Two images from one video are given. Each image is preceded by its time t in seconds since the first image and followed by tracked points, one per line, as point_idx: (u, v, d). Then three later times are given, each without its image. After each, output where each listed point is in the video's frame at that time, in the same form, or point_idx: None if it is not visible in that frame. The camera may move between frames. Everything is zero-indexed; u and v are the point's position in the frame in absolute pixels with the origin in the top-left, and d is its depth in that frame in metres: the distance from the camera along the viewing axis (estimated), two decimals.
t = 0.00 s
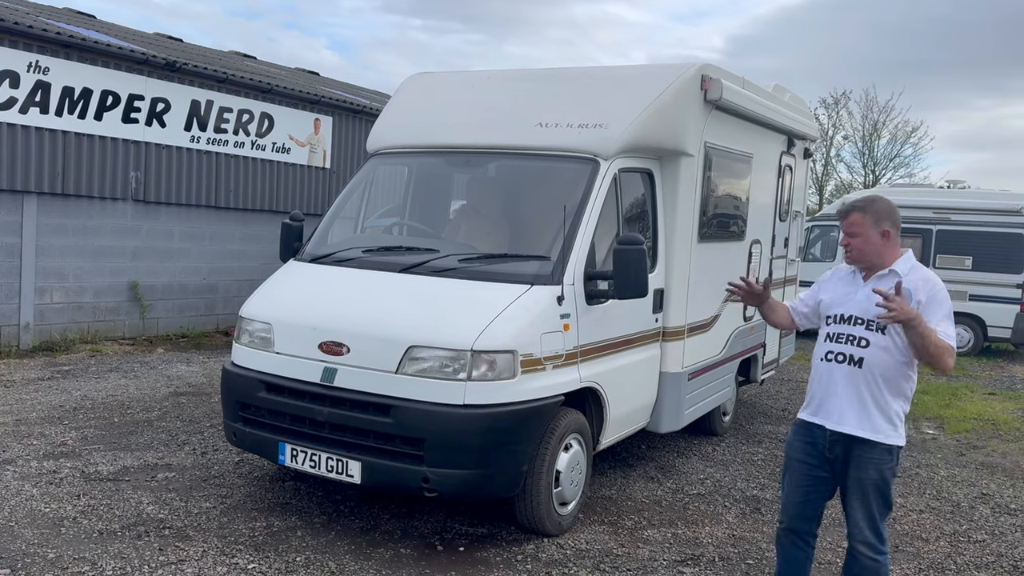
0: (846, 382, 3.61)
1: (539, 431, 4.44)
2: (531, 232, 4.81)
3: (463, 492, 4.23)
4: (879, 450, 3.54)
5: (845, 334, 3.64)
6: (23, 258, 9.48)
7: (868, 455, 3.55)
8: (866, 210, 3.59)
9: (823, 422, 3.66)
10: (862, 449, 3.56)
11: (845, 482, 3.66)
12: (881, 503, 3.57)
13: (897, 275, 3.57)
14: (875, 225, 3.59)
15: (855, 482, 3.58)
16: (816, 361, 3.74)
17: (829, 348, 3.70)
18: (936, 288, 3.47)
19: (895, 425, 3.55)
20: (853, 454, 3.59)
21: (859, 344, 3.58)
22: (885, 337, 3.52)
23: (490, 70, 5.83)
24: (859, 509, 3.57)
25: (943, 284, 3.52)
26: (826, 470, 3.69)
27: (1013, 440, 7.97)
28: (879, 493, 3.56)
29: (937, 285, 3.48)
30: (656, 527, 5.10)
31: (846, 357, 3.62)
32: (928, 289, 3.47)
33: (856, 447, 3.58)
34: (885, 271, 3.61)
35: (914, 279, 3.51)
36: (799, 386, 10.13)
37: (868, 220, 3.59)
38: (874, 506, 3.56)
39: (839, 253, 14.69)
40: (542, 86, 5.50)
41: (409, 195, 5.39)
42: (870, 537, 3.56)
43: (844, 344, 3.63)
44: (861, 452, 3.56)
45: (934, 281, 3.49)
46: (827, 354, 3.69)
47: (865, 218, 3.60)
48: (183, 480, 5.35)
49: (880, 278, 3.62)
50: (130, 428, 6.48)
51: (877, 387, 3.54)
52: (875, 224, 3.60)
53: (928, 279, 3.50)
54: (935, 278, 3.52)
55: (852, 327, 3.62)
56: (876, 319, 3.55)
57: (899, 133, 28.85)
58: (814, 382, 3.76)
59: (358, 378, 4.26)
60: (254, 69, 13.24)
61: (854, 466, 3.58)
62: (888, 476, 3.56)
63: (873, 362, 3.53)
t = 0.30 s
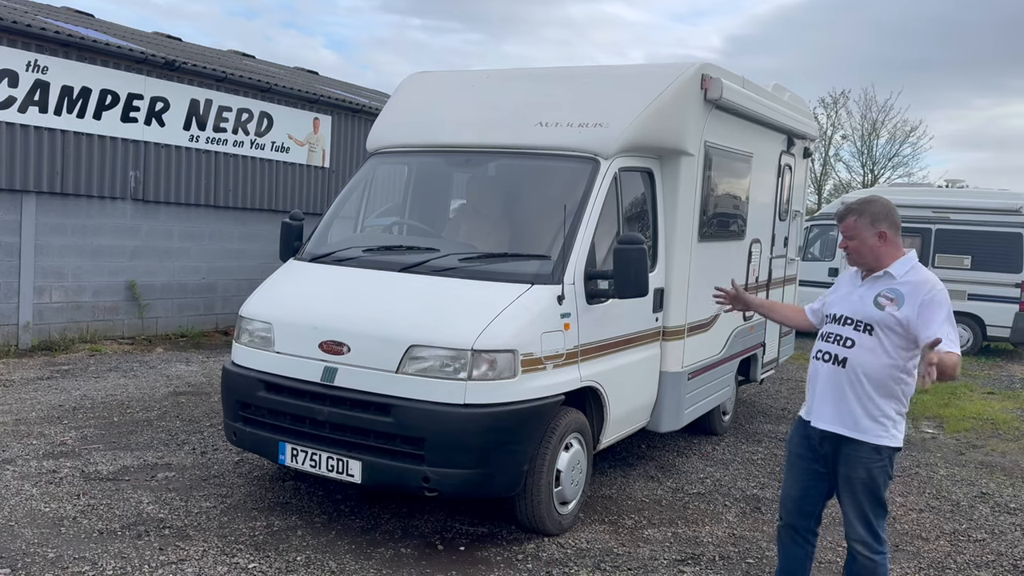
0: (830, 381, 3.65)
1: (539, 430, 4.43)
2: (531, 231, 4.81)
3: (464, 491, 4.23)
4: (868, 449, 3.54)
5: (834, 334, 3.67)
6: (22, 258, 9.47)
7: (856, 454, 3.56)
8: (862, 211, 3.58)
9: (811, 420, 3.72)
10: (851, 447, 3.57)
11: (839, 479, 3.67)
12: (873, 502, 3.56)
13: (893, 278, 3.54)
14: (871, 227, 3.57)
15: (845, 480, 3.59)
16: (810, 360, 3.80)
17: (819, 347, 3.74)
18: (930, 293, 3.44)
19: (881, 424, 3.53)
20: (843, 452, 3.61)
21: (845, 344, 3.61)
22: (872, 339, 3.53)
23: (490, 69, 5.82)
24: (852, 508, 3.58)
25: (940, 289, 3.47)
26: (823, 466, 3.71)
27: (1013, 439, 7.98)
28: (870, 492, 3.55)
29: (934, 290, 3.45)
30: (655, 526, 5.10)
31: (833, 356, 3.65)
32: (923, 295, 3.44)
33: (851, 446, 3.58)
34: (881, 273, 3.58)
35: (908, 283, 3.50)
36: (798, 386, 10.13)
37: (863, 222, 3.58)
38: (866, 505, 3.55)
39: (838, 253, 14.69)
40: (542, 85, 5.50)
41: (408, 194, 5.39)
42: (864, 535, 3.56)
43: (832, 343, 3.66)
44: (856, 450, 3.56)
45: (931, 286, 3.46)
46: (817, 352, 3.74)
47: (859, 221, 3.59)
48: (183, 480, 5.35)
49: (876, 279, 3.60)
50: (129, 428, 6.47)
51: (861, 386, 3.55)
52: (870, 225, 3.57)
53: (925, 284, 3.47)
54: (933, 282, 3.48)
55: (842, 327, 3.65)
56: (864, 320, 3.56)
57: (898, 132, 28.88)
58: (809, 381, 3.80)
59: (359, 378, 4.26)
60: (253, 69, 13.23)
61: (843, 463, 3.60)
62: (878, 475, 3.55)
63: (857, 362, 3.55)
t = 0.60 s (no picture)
0: (828, 381, 3.66)
1: (539, 429, 4.43)
2: (531, 230, 4.81)
3: (464, 490, 4.23)
4: (866, 447, 3.53)
5: (833, 334, 3.68)
6: (22, 257, 9.46)
7: (854, 452, 3.56)
8: (860, 212, 3.59)
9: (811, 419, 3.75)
10: (850, 446, 3.57)
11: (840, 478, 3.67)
12: (873, 501, 3.55)
13: (890, 278, 3.54)
14: (869, 227, 3.57)
15: (844, 479, 3.59)
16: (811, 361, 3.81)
17: (819, 347, 3.75)
18: (926, 293, 3.44)
19: (879, 424, 3.53)
20: (841, 450, 3.61)
21: (842, 345, 3.61)
22: (868, 339, 3.54)
23: (490, 68, 5.82)
24: (851, 507, 3.57)
25: (937, 290, 3.46)
26: (823, 465, 3.72)
27: (1013, 438, 7.98)
28: (869, 491, 3.54)
29: (929, 291, 3.44)
30: (656, 526, 5.10)
31: (831, 357, 3.66)
32: (917, 297, 3.44)
33: (850, 444, 3.58)
34: (879, 274, 3.59)
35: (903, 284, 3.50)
36: (798, 385, 10.13)
37: (861, 222, 3.59)
38: (866, 504, 3.55)
39: (837, 252, 14.69)
40: (542, 85, 5.50)
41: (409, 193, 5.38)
42: (864, 534, 3.55)
43: (830, 344, 3.67)
44: (856, 448, 3.55)
45: (927, 288, 3.45)
46: (816, 353, 3.75)
47: (856, 221, 3.60)
48: (183, 479, 5.35)
49: (875, 279, 3.61)
50: (129, 428, 6.47)
51: (858, 386, 3.55)
52: (868, 225, 3.58)
53: (921, 285, 3.46)
54: (930, 283, 3.47)
55: (840, 327, 3.66)
56: (861, 321, 3.57)
57: (897, 132, 28.89)
58: (810, 382, 3.81)
59: (359, 377, 4.26)
60: (253, 68, 13.23)
61: (843, 462, 3.60)
62: (877, 474, 3.54)
63: (854, 363, 3.56)
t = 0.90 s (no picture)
0: (829, 381, 3.67)
1: (539, 428, 4.43)
2: (531, 229, 4.81)
3: (464, 489, 4.23)
4: (868, 446, 3.53)
5: (832, 334, 3.69)
6: (22, 256, 9.46)
7: (856, 450, 3.56)
8: (857, 212, 3.59)
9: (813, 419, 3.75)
10: (852, 444, 3.57)
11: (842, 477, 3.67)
12: (875, 500, 3.55)
13: (887, 278, 3.55)
14: (866, 227, 3.58)
15: (846, 477, 3.60)
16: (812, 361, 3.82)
17: (819, 348, 3.77)
18: (922, 292, 3.44)
19: (881, 422, 3.52)
20: (844, 449, 3.61)
21: (842, 345, 3.62)
22: (867, 339, 3.55)
23: (490, 66, 5.82)
24: (853, 505, 3.57)
25: (934, 288, 3.45)
26: (826, 463, 3.73)
27: (1012, 437, 7.98)
28: (871, 489, 3.54)
29: (925, 290, 3.44)
30: (656, 525, 5.10)
31: (832, 357, 3.67)
32: (913, 295, 3.44)
33: (849, 442, 3.59)
34: (876, 273, 3.59)
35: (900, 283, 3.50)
36: (797, 384, 10.14)
37: (858, 223, 3.59)
38: (868, 502, 3.55)
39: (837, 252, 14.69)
40: (543, 84, 5.50)
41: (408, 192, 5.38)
42: (866, 533, 3.55)
43: (830, 344, 3.68)
44: (857, 446, 3.55)
45: (923, 286, 3.45)
46: (816, 353, 3.76)
47: (853, 221, 3.61)
48: (183, 478, 5.35)
49: (872, 279, 3.61)
50: (129, 427, 6.47)
51: (859, 385, 3.56)
52: (865, 226, 3.58)
53: (918, 283, 3.46)
54: (926, 281, 3.47)
55: (839, 328, 3.66)
56: (859, 321, 3.58)
57: (896, 131, 28.90)
58: (812, 382, 3.82)
59: (359, 375, 4.26)
60: (253, 67, 13.22)
61: (845, 460, 3.60)
62: (879, 472, 3.54)
63: (854, 363, 3.56)
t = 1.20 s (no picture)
0: (836, 378, 3.66)
1: (540, 427, 4.44)
2: (532, 228, 4.81)
3: (464, 488, 4.23)
4: (874, 444, 3.53)
5: (838, 332, 3.70)
6: (22, 255, 9.46)
7: (861, 449, 3.56)
8: (885, 200, 3.59)
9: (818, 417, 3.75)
10: (857, 443, 3.57)
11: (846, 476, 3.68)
12: (880, 499, 3.56)
13: (893, 273, 3.56)
14: (889, 217, 3.60)
15: (851, 476, 3.60)
16: (816, 359, 3.82)
17: (824, 345, 3.76)
18: (930, 286, 3.45)
19: (887, 421, 3.52)
20: (849, 448, 3.61)
21: (849, 341, 3.62)
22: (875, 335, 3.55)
23: (491, 66, 5.82)
24: (857, 504, 3.58)
25: (941, 282, 3.47)
26: (829, 463, 3.73)
27: (1013, 437, 7.99)
28: (876, 488, 3.55)
29: (934, 283, 3.46)
30: (657, 524, 5.10)
31: (838, 354, 3.67)
32: (921, 288, 3.46)
33: (852, 442, 3.59)
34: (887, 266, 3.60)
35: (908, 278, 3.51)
36: (797, 383, 10.14)
37: (886, 210, 3.59)
38: (871, 502, 3.55)
39: (837, 251, 14.70)
40: (543, 83, 5.50)
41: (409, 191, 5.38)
42: (869, 532, 3.56)
43: (837, 341, 3.68)
44: (862, 445, 3.55)
45: (931, 279, 3.47)
46: (822, 351, 3.75)
47: (881, 208, 3.58)
48: (184, 477, 5.35)
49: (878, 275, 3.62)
50: (130, 426, 6.47)
51: (867, 383, 3.56)
52: (892, 214, 3.60)
53: (925, 278, 3.48)
54: (934, 275, 3.49)
55: (845, 325, 3.66)
56: (866, 317, 3.58)
57: (897, 130, 28.90)
58: (816, 380, 3.82)
59: (360, 375, 4.26)
60: (253, 66, 13.22)
61: (850, 459, 3.60)
62: (884, 472, 3.54)
63: (862, 359, 3.56)
